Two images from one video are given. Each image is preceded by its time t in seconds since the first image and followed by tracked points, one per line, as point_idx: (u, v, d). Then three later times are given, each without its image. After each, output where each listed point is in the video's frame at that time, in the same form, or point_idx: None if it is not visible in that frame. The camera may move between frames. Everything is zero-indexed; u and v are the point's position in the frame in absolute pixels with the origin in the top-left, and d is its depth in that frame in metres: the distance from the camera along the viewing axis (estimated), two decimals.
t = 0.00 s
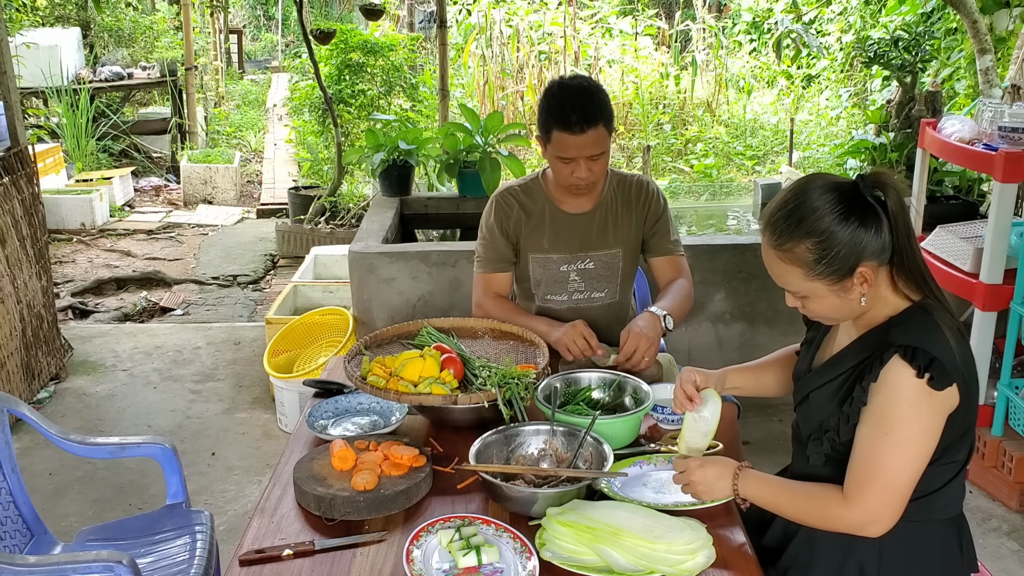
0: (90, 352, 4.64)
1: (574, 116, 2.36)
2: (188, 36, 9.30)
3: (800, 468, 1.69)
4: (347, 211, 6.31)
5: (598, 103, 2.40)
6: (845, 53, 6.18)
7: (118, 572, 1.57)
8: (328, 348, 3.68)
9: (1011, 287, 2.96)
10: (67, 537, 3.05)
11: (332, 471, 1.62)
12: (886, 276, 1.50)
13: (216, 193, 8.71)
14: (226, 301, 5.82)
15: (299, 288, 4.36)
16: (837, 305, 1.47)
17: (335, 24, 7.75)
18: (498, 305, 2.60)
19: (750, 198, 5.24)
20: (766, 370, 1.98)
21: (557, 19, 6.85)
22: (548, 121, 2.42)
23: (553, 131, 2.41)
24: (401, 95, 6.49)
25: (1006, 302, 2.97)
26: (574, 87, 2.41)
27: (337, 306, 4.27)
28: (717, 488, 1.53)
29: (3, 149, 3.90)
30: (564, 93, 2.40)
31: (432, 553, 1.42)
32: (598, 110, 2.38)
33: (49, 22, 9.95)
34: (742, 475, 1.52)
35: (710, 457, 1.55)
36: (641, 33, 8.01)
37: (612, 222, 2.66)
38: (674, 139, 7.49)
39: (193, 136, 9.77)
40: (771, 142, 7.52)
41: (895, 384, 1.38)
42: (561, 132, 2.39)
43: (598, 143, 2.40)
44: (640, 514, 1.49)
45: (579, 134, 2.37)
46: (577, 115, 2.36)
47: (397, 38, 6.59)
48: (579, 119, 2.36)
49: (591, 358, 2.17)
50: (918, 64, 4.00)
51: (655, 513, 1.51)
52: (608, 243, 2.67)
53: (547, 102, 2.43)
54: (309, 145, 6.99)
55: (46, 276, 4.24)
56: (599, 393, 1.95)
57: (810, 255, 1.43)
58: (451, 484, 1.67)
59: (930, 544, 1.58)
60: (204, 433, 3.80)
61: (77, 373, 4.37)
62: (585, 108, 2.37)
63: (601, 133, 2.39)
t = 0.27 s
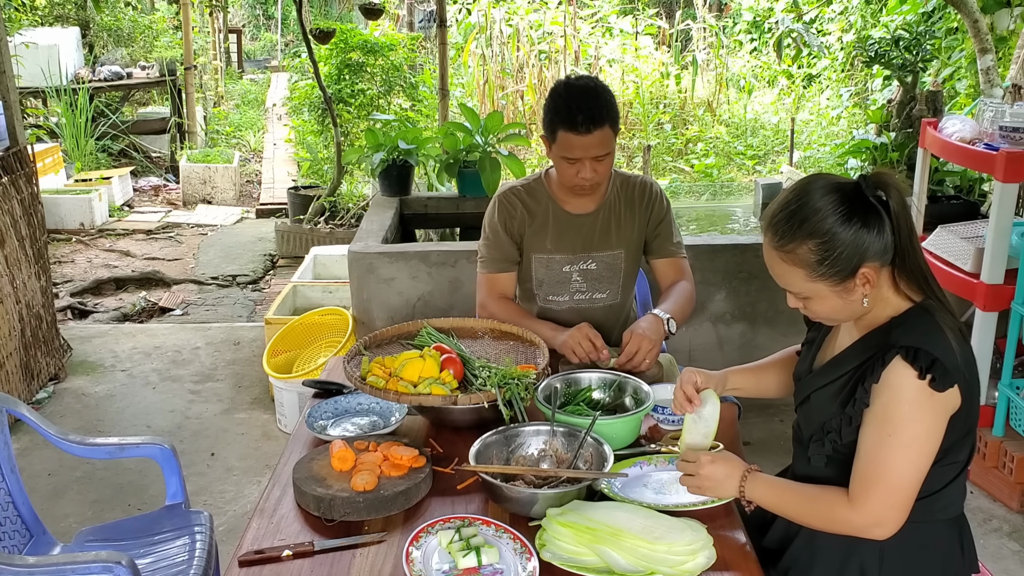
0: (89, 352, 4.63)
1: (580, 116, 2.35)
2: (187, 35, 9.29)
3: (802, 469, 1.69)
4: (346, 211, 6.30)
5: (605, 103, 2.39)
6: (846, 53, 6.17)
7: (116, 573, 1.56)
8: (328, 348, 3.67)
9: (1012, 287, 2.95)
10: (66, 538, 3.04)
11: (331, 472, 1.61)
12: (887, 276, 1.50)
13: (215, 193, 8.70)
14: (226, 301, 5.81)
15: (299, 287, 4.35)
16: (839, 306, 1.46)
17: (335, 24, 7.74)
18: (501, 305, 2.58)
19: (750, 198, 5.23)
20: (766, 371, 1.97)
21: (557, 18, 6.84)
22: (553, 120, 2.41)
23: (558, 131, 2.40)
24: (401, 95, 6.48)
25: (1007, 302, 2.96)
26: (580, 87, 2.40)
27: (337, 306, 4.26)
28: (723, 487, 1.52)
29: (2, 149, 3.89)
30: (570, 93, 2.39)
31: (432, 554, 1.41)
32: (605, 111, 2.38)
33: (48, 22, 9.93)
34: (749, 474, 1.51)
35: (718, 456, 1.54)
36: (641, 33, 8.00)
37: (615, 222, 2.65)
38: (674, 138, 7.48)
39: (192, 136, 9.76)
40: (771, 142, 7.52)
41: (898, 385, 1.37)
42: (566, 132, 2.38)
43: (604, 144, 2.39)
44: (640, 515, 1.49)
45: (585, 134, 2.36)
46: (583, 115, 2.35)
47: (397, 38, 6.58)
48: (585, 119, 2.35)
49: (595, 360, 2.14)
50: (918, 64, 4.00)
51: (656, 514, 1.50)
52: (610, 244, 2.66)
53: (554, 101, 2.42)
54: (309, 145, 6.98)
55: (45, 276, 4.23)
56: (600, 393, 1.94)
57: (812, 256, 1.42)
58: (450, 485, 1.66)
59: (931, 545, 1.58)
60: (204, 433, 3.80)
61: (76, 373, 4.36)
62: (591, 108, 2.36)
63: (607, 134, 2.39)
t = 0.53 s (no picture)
0: (89, 352, 4.63)
1: (584, 118, 2.35)
2: (187, 35, 9.29)
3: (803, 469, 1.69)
4: (346, 211, 6.30)
5: (609, 104, 2.39)
6: (845, 53, 6.17)
7: (117, 572, 1.56)
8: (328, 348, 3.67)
9: (1011, 287, 2.95)
10: (66, 538, 3.05)
11: (331, 472, 1.62)
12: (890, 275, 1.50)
13: (216, 193, 8.70)
14: (226, 301, 5.82)
15: (299, 288, 4.35)
16: (840, 303, 1.47)
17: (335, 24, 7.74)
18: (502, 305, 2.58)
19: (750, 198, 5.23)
20: (769, 371, 1.98)
21: (557, 19, 6.84)
22: (557, 121, 2.41)
23: (562, 132, 2.40)
24: (401, 95, 6.48)
25: (1007, 302, 2.96)
26: (585, 88, 2.40)
27: (337, 306, 4.26)
28: (727, 487, 1.52)
29: (3, 149, 3.89)
30: (574, 94, 2.40)
31: (432, 554, 1.42)
32: (609, 113, 2.38)
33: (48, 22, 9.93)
34: (753, 474, 1.52)
35: (724, 453, 1.54)
36: (641, 33, 8.00)
37: (617, 223, 2.66)
38: (674, 138, 7.49)
39: (192, 136, 9.76)
40: (771, 142, 7.53)
41: (900, 386, 1.38)
42: (570, 132, 2.38)
43: (607, 146, 2.40)
44: (640, 515, 1.49)
45: (589, 136, 2.36)
46: (587, 116, 2.35)
47: (397, 38, 6.59)
48: (589, 120, 2.36)
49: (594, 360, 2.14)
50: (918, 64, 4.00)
51: (656, 514, 1.50)
52: (612, 244, 2.67)
53: (558, 102, 2.42)
54: (309, 145, 6.99)
55: (45, 276, 4.23)
56: (599, 393, 1.94)
57: (813, 252, 1.43)
58: (450, 485, 1.67)
59: (932, 546, 1.58)
60: (204, 433, 3.80)
61: (76, 373, 4.36)
62: (596, 110, 2.36)
63: (611, 135, 2.39)
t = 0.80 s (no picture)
0: (89, 352, 4.63)
1: (586, 120, 2.35)
2: (187, 35, 9.28)
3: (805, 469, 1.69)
4: (346, 211, 6.30)
5: (610, 106, 2.39)
6: (845, 53, 6.17)
7: (117, 572, 1.56)
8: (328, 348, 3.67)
9: (1012, 287, 2.95)
10: (66, 538, 3.05)
11: (331, 472, 1.62)
12: (896, 273, 1.49)
13: (216, 193, 8.70)
14: (226, 301, 5.82)
15: (299, 288, 4.35)
16: (843, 297, 1.47)
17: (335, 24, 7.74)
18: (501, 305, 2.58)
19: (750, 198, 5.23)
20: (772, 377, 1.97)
21: (557, 19, 6.84)
22: (559, 123, 2.41)
23: (563, 133, 2.40)
24: (401, 95, 6.48)
25: (1007, 302, 2.96)
26: (586, 90, 2.40)
27: (337, 306, 4.26)
28: (729, 489, 1.52)
29: (3, 149, 3.89)
30: (576, 95, 2.40)
31: (432, 554, 1.42)
32: (611, 114, 2.38)
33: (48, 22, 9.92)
34: (754, 475, 1.52)
35: (725, 456, 1.55)
36: (641, 33, 7.99)
37: (618, 224, 2.66)
38: (674, 138, 7.49)
39: (192, 136, 9.76)
40: (771, 142, 7.53)
41: (904, 382, 1.38)
42: (572, 134, 2.38)
43: (609, 147, 2.40)
44: (640, 515, 1.49)
45: (590, 138, 2.36)
46: (589, 118, 2.35)
47: (397, 38, 6.59)
48: (591, 122, 2.35)
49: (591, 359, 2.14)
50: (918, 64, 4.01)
51: (656, 513, 1.50)
52: (612, 245, 2.67)
53: (560, 103, 2.42)
54: (309, 145, 6.99)
55: (45, 276, 4.23)
56: (599, 393, 1.94)
57: (817, 243, 1.43)
58: (450, 485, 1.67)
59: (933, 546, 1.58)
60: (204, 433, 3.80)
61: (76, 373, 4.36)
62: (597, 111, 2.36)
63: (612, 137, 2.39)
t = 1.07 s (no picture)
0: (90, 352, 4.64)
1: (587, 120, 2.35)
2: (187, 35, 9.29)
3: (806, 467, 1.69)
4: (346, 211, 6.31)
5: (611, 106, 2.40)
6: (845, 53, 6.18)
7: (117, 572, 1.57)
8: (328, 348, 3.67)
9: (1011, 287, 2.95)
10: (66, 538, 3.05)
11: (331, 472, 1.62)
12: (901, 267, 1.50)
13: (216, 193, 8.71)
14: (226, 301, 5.82)
15: (299, 288, 4.36)
16: (843, 286, 1.47)
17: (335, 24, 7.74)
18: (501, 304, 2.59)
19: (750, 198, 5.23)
20: (770, 382, 1.99)
21: (557, 19, 6.84)
22: (560, 123, 2.41)
23: (564, 133, 2.40)
24: (401, 95, 6.49)
25: (1006, 302, 2.97)
26: (587, 90, 2.40)
27: (337, 306, 4.27)
28: (727, 488, 1.54)
29: (3, 149, 3.90)
30: (577, 95, 2.40)
31: (432, 554, 1.42)
32: (611, 115, 2.38)
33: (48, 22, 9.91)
34: (750, 473, 1.53)
35: (718, 459, 1.56)
36: (641, 33, 7.99)
37: (617, 224, 2.66)
38: (674, 138, 7.50)
39: (192, 136, 9.76)
40: (771, 142, 7.54)
41: (907, 377, 1.38)
42: (573, 134, 2.38)
43: (609, 148, 2.40)
44: (640, 515, 1.49)
45: (592, 138, 2.37)
46: (590, 118, 2.36)
47: (397, 38, 6.59)
48: (592, 122, 2.36)
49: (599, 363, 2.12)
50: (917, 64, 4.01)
51: (655, 513, 1.51)
52: (612, 245, 2.67)
53: (561, 103, 2.42)
54: (309, 145, 6.99)
55: (45, 276, 4.23)
56: (599, 393, 1.95)
57: (818, 228, 1.44)
58: (450, 484, 1.67)
59: (933, 544, 1.58)
60: (204, 433, 3.80)
61: (76, 373, 4.36)
62: (598, 112, 2.36)
63: (613, 138, 2.39)
